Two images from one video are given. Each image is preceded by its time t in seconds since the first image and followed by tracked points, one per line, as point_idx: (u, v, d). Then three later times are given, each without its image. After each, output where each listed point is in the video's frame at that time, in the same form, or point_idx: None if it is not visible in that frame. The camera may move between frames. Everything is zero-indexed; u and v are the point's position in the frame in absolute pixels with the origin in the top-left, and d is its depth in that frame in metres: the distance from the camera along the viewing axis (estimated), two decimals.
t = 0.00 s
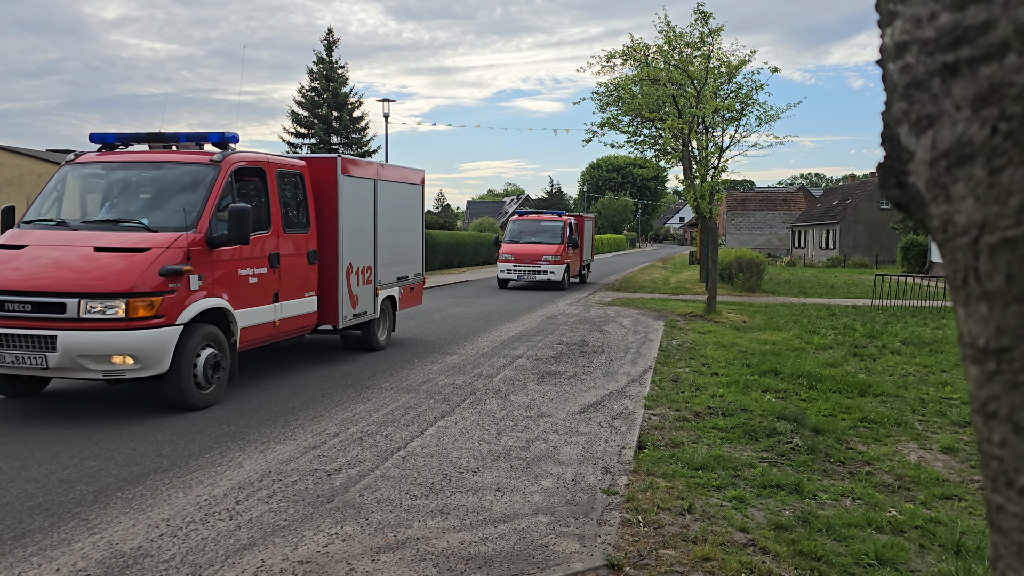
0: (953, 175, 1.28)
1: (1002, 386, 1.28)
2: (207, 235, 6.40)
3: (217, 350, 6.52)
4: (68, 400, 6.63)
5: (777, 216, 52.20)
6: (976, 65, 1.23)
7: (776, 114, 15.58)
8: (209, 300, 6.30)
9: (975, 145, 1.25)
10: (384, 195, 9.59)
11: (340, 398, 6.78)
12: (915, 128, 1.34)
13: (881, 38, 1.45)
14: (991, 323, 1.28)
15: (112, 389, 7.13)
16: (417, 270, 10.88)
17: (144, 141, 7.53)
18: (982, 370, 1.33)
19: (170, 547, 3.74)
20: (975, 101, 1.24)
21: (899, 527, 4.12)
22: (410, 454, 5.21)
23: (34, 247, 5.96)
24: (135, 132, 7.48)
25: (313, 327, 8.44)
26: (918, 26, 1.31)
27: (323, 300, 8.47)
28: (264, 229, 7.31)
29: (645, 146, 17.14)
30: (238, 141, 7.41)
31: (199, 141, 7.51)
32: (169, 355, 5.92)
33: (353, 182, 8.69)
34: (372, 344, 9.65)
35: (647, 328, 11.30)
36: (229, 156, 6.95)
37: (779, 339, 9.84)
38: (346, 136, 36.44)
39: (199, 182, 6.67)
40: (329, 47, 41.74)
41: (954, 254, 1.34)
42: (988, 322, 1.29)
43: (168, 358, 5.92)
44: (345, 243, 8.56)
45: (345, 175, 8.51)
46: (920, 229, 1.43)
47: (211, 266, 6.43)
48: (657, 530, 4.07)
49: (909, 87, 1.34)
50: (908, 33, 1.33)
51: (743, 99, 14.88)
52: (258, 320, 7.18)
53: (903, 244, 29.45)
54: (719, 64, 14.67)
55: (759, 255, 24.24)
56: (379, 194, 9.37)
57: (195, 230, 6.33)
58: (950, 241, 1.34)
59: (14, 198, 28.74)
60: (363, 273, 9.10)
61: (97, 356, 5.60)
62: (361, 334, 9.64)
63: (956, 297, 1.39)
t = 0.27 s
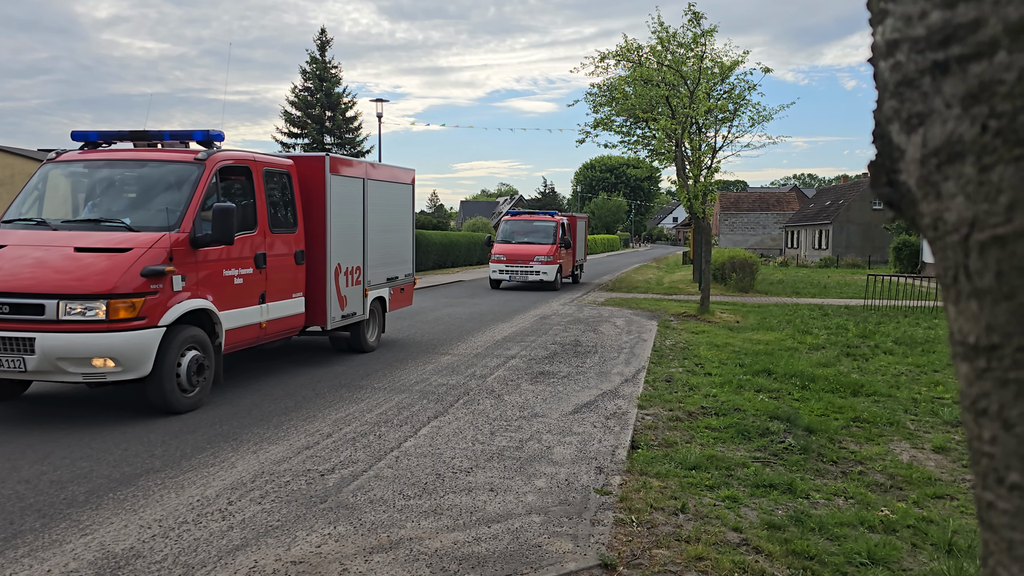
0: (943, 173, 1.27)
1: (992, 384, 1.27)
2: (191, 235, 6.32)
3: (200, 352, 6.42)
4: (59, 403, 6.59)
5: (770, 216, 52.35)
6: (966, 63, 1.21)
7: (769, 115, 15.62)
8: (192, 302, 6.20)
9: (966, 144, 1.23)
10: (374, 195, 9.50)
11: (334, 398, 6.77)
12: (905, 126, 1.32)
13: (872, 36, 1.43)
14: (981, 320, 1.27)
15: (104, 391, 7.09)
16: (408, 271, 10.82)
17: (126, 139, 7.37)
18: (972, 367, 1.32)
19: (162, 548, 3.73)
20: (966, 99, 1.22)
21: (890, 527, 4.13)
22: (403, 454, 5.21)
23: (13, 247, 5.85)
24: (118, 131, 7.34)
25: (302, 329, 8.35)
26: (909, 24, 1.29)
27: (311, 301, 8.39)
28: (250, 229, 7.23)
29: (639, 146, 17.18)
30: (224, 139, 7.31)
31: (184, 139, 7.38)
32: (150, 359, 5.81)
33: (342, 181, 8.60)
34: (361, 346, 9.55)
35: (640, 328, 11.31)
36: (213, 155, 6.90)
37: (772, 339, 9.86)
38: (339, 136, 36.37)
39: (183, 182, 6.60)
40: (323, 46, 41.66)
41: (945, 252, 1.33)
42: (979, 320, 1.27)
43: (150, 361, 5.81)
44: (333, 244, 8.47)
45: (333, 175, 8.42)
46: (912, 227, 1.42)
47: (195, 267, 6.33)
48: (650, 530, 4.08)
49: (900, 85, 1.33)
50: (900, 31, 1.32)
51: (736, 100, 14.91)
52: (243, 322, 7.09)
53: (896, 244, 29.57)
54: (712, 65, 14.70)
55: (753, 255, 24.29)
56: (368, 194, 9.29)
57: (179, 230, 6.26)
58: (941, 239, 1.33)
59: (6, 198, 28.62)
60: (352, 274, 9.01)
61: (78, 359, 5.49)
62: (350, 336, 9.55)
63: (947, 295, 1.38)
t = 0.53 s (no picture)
0: (934, 174, 1.25)
1: (984, 384, 1.25)
2: (175, 235, 6.14)
3: (184, 354, 6.30)
4: (49, 404, 6.55)
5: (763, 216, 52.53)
6: (958, 64, 1.20)
7: (762, 115, 15.67)
8: (177, 304, 6.04)
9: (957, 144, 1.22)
10: (362, 194, 9.39)
11: (327, 399, 6.75)
12: (897, 127, 1.31)
13: (864, 38, 1.42)
14: (972, 321, 1.24)
15: (94, 392, 7.04)
16: (397, 271, 10.73)
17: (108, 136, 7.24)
18: (963, 367, 1.30)
19: (155, 549, 3.72)
20: (958, 100, 1.21)
21: (883, 525, 4.15)
22: (397, 455, 5.20)
23: None
24: (101, 128, 7.22)
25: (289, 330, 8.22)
26: (901, 25, 1.28)
27: (299, 302, 8.28)
28: (236, 229, 7.08)
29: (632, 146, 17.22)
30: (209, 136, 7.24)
31: (168, 138, 7.22)
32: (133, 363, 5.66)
33: (330, 180, 8.48)
34: (350, 347, 9.46)
35: (633, 328, 11.32)
36: (197, 153, 6.70)
37: (764, 339, 9.90)
38: (332, 136, 36.30)
39: (168, 180, 6.42)
40: (316, 46, 41.57)
41: (936, 253, 1.31)
42: (969, 320, 1.25)
43: (132, 365, 5.65)
44: (322, 244, 8.35)
45: (322, 174, 8.30)
46: (904, 228, 1.41)
47: (179, 268, 6.15)
48: (644, 530, 4.08)
49: (891, 86, 1.32)
50: (891, 33, 1.30)
51: (729, 100, 14.95)
52: (230, 324, 6.93)
53: (887, 244, 29.71)
54: (705, 65, 14.73)
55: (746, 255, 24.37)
56: (357, 194, 9.18)
57: (163, 230, 6.08)
58: (932, 239, 1.31)
59: None
60: (342, 275, 8.90)
61: (57, 363, 5.35)
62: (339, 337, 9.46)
63: (938, 295, 1.36)
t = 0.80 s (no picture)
0: (924, 169, 1.21)
1: (974, 378, 1.22)
2: (159, 235, 6.10)
3: (169, 356, 6.23)
4: (41, 406, 6.51)
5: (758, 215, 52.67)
6: (948, 60, 1.15)
7: (756, 115, 15.70)
8: (161, 304, 6.00)
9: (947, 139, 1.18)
10: (353, 193, 9.36)
11: (320, 398, 6.74)
12: (887, 122, 1.27)
13: (855, 34, 1.38)
14: (962, 315, 1.21)
15: (86, 394, 7.01)
16: (388, 271, 10.71)
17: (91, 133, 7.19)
18: (954, 362, 1.27)
19: (148, 549, 3.71)
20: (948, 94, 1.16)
21: (877, 523, 4.17)
22: (391, 454, 5.20)
23: None
24: (83, 125, 7.17)
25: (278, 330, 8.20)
26: (891, 20, 1.23)
27: (287, 302, 8.25)
28: (222, 228, 7.02)
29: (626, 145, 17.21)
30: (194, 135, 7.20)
31: (153, 135, 7.18)
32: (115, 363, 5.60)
33: (319, 179, 8.44)
34: (341, 348, 9.44)
35: (628, 327, 11.33)
36: (183, 151, 6.64)
37: (758, 337, 9.92)
38: (327, 135, 36.23)
39: (152, 178, 6.37)
40: (310, 46, 41.46)
41: (926, 248, 1.27)
42: (960, 315, 1.22)
43: (114, 367, 5.60)
44: (311, 243, 8.32)
45: (311, 172, 8.26)
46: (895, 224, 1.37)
47: (162, 267, 6.10)
48: (638, 529, 4.09)
49: (882, 81, 1.28)
50: (882, 28, 1.26)
51: (723, 99, 14.96)
52: (216, 324, 6.90)
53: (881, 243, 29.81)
54: (699, 64, 14.73)
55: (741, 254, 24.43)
56: (347, 193, 9.16)
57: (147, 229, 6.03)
58: (922, 235, 1.27)
59: None
60: (331, 274, 8.88)
61: (37, 365, 5.29)
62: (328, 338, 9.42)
63: (929, 290, 1.32)
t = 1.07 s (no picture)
0: (921, 165, 1.19)
1: (970, 375, 1.19)
2: (144, 234, 6.03)
3: (154, 357, 6.16)
4: (34, 408, 6.48)
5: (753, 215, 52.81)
6: (944, 56, 1.13)
7: (751, 115, 15.74)
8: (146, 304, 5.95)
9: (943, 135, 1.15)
10: (343, 192, 9.34)
11: (315, 398, 6.72)
12: (884, 119, 1.25)
13: (851, 31, 1.36)
14: (959, 312, 1.18)
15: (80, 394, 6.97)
16: (379, 270, 10.70)
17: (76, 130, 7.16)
18: (950, 358, 1.24)
19: (143, 549, 3.70)
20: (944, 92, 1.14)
21: (871, 522, 4.18)
22: (386, 453, 5.19)
23: None
24: (68, 122, 7.13)
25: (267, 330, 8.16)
26: (888, 16, 1.21)
27: (276, 302, 8.23)
28: (210, 227, 6.98)
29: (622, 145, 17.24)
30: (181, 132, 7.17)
31: (138, 132, 7.13)
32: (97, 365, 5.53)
33: (309, 178, 8.41)
34: (332, 348, 9.40)
35: (623, 327, 11.34)
36: (169, 148, 6.58)
37: (753, 337, 9.95)
38: (321, 135, 36.16)
39: (138, 176, 6.31)
40: (304, 45, 41.36)
41: (922, 244, 1.25)
42: (956, 311, 1.19)
43: (97, 369, 5.54)
44: (301, 242, 8.29)
45: (300, 171, 8.23)
46: (891, 221, 1.34)
47: (148, 267, 6.05)
48: (633, 527, 4.09)
49: (878, 78, 1.26)
50: (878, 24, 1.24)
51: (718, 99, 14.99)
52: (203, 325, 6.85)
53: (875, 243, 29.91)
54: (694, 64, 14.75)
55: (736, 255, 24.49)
56: (337, 191, 9.13)
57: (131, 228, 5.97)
58: (919, 231, 1.25)
59: None
60: (322, 274, 8.85)
61: (17, 367, 5.24)
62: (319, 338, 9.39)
63: (925, 287, 1.30)
